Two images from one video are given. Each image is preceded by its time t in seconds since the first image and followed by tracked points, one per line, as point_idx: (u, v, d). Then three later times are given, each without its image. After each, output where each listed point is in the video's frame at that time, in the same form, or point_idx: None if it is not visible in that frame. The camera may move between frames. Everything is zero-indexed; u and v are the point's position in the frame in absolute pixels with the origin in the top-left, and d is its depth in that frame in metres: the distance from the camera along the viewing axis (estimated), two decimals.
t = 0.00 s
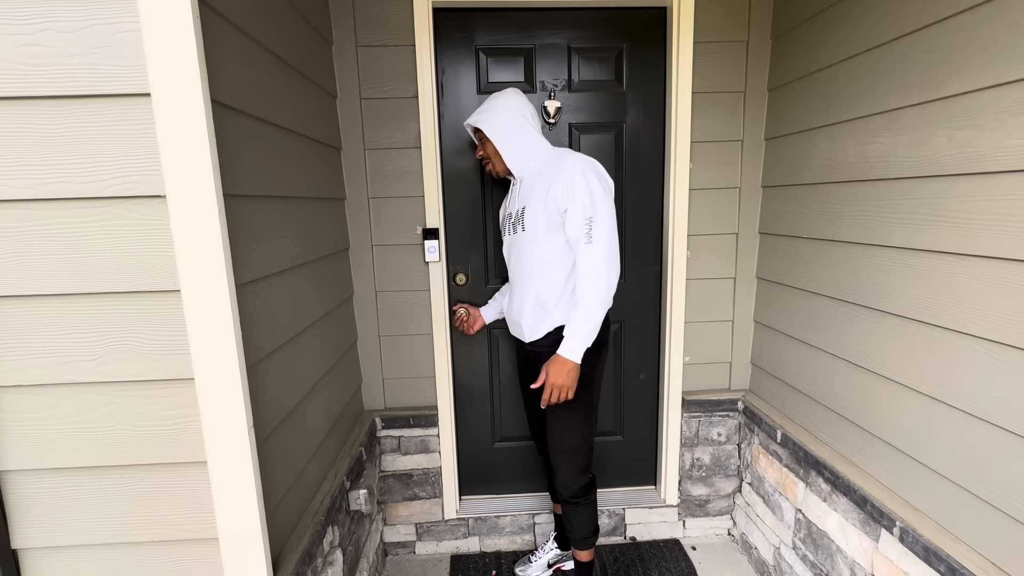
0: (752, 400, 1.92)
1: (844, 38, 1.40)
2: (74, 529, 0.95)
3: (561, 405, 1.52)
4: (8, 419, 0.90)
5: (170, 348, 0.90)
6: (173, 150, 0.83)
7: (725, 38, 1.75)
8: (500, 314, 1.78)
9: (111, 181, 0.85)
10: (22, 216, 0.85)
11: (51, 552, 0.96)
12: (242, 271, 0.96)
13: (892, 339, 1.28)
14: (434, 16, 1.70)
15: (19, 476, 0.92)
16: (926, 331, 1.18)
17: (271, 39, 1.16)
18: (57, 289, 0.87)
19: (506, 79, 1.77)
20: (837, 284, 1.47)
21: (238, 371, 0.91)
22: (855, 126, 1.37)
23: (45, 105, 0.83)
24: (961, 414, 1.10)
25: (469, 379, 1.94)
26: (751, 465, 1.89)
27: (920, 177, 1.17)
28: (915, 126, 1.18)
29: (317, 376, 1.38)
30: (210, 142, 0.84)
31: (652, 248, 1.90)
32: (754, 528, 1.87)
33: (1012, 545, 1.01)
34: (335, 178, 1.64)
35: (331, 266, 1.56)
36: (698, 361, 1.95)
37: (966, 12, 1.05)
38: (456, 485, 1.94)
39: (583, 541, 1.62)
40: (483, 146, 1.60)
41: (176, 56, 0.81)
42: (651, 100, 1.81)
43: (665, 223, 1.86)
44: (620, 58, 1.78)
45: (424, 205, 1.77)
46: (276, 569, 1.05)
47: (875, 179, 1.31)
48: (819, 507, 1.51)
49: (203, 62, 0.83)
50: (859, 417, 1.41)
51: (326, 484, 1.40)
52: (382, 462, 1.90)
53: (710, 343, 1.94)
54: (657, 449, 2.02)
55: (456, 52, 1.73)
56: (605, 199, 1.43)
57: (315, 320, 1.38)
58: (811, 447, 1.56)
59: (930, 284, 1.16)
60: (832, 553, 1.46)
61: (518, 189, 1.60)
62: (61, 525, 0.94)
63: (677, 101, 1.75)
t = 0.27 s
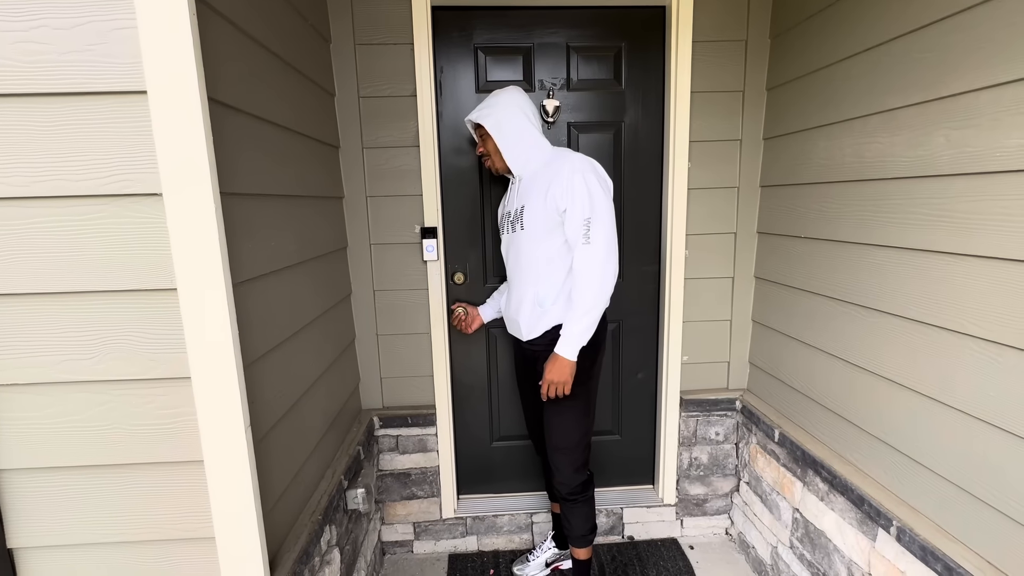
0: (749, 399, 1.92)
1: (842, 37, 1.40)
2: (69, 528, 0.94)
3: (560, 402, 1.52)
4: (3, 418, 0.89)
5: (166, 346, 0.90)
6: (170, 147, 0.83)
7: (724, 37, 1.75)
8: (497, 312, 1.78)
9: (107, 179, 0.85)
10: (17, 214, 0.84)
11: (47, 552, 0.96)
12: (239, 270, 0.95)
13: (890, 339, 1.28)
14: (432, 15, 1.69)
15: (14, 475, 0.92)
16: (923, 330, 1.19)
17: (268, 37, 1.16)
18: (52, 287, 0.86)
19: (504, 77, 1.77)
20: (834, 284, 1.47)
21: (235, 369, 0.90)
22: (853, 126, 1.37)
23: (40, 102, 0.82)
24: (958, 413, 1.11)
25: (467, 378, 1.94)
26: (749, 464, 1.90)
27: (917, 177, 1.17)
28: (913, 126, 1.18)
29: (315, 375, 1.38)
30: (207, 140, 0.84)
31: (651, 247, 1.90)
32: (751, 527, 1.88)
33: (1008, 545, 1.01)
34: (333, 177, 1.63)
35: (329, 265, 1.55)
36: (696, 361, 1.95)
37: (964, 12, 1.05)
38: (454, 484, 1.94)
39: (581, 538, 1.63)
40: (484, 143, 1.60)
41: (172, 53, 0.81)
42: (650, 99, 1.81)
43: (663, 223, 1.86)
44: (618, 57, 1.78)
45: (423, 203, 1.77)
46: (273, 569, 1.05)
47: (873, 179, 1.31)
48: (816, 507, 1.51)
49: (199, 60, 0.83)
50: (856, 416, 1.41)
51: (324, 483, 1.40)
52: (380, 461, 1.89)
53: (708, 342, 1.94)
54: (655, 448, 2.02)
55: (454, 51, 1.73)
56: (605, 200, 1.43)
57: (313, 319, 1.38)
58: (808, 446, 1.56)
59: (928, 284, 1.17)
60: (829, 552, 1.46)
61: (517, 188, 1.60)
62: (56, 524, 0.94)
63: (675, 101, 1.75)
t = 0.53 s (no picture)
0: (747, 398, 1.92)
1: (841, 38, 1.40)
2: (65, 528, 0.94)
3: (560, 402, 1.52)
4: None
5: (163, 346, 0.90)
6: (167, 146, 0.83)
7: (722, 37, 1.75)
8: (496, 311, 1.77)
9: (104, 178, 0.84)
10: (13, 213, 0.84)
11: (43, 551, 0.96)
12: (236, 269, 0.95)
13: (887, 339, 1.28)
14: (431, 14, 1.69)
15: (10, 475, 0.92)
16: (920, 330, 1.19)
17: (266, 35, 1.15)
18: (48, 286, 0.86)
19: (503, 77, 1.76)
20: (832, 284, 1.48)
21: (232, 369, 0.90)
22: (851, 126, 1.37)
23: (36, 100, 0.82)
24: (955, 413, 1.11)
25: (465, 377, 1.94)
26: (746, 464, 1.90)
27: (915, 178, 1.18)
28: (910, 126, 1.18)
29: (312, 374, 1.37)
30: (203, 139, 0.83)
31: (649, 247, 1.90)
32: (749, 527, 1.88)
33: (1003, 544, 1.02)
34: (331, 175, 1.63)
35: (327, 264, 1.55)
36: (694, 360, 1.95)
37: (962, 12, 1.05)
38: (452, 483, 1.94)
39: (579, 537, 1.63)
40: (484, 142, 1.60)
41: (170, 52, 0.80)
42: (648, 99, 1.81)
43: (661, 223, 1.86)
44: (617, 57, 1.78)
45: (421, 203, 1.77)
46: (270, 568, 1.05)
47: (871, 179, 1.31)
48: (813, 506, 1.51)
49: (196, 58, 0.82)
50: (853, 416, 1.41)
51: (321, 483, 1.40)
52: (378, 460, 1.89)
53: (706, 342, 1.94)
54: (653, 448, 2.02)
55: (453, 50, 1.73)
56: (604, 200, 1.43)
57: (311, 318, 1.38)
58: (805, 446, 1.57)
59: (925, 284, 1.17)
60: (825, 551, 1.47)
61: (516, 187, 1.60)
62: (53, 524, 0.94)
63: (674, 101, 1.75)
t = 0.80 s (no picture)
0: (744, 398, 1.92)
1: (837, 38, 1.40)
2: (60, 528, 0.94)
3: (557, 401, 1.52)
4: None
5: (158, 345, 0.90)
6: (162, 145, 0.83)
7: (720, 37, 1.75)
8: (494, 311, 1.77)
9: (99, 177, 0.84)
10: (7, 212, 0.84)
11: (37, 551, 0.95)
12: (232, 269, 0.95)
13: (882, 339, 1.29)
14: (429, 13, 1.69)
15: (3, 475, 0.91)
16: (915, 331, 1.19)
17: (262, 34, 1.15)
18: (43, 285, 0.86)
19: (501, 76, 1.77)
20: (828, 285, 1.48)
21: (227, 369, 0.90)
22: (847, 127, 1.37)
23: (30, 98, 0.82)
24: (950, 413, 1.11)
25: (462, 377, 1.94)
26: (743, 464, 1.90)
27: (910, 179, 1.18)
28: (906, 127, 1.18)
29: (309, 374, 1.37)
30: (199, 137, 0.83)
31: (646, 247, 1.90)
32: (745, 527, 1.88)
33: (996, 544, 1.02)
34: (328, 174, 1.63)
35: (323, 263, 1.55)
36: (691, 360, 1.96)
37: (958, 14, 1.06)
38: (448, 483, 1.94)
39: (576, 536, 1.63)
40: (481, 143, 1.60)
41: (165, 50, 0.80)
42: (646, 99, 1.81)
43: (659, 223, 1.86)
44: (615, 57, 1.78)
45: (418, 202, 1.77)
46: (265, 569, 1.05)
47: (867, 180, 1.31)
48: (809, 506, 1.52)
49: (192, 57, 0.82)
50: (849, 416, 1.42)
51: (317, 483, 1.39)
52: (375, 460, 1.89)
53: (702, 342, 1.95)
54: (650, 448, 2.02)
55: (451, 49, 1.73)
56: (602, 200, 1.43)
57: (307, 317, 1.38)
58: (801, 446, 1.57)
59: (920, 285, 1.17)
60: (821, 551, 1.47)
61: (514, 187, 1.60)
62: (47, 523, 0.94)
63: (671, 101, 1.75)
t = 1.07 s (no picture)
0: (740, 398, 1.93)
1: (834, 39, 1.40)
2: (54, 527, 0.94)
3: (554, 401, 1.52)
4: None
5: (153, 344, 0.89)
6: (157, 143, 0.82)
7: (717, 37, 1.75)
8: (491, 311, 1.77)
9: (94, 176, 0.84)
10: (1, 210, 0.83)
11: (31, 551, 0.95)
12: (227, 267, 0.95)
13: (878, 339, 1.29)
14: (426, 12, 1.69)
15: None
16: (910, 331, 1.20)
17: (259, 32, 1.15)
18: (37, 284, 0.86)
19: (498, 76, 1.77)
20: (824, 285, 1.48)
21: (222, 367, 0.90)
22: (843, 127, 1.37)
23: (24, 97, 0.82)
24: (944, 414, 1.12)
25: (459, 376, 1.94)
26: (739, 464, 1.91)
27: (906, 179, 1.18)
28: (902, 128, 1.18)
29: (305, 373, 1.37)
30: (194, 136, 0.83)
31: (643, 247, 1.91)
32: (741, 527, 1.89)
33: (991, 544, 1.02)
34: (325, 174, 1.63)
35: (320, 262, 1.54)
36: (688, 360, 1.96)
37: (953, 15, 1.06)
38: (446, 483, 1.94)
39: (573, 536, 1.63)
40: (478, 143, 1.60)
41: (159, 48, 0.80)
42: (643, 99, 1.81)
43: (656, 223, 1.87)
44: (612, 57, 1.78)
45: (415, 201, 1.77)
46: (260, 568, 1.05)
47: (863, 181, 1.32)
48: (805, 506, 1.52)
49: (187, 55, 0.82)
50: (845, 417, 1.42)
51: (314, 482, 1.39)
52: (372, 460, 1.89)
53: (700, 342, 1.95)
54: (647, 448, 2.02)
55: (448, 49, 1.73)
56: (599, 200, 1.43)
57: (304, 316, 1.38)
58: (797, 446, 1.57)
59: (916, 285, 1.17)
60: (817, 551, 1.47)
61: (511, 188, 1.60)
62: (42, 523, 0.94)
63: (669, 101, 1.75)
